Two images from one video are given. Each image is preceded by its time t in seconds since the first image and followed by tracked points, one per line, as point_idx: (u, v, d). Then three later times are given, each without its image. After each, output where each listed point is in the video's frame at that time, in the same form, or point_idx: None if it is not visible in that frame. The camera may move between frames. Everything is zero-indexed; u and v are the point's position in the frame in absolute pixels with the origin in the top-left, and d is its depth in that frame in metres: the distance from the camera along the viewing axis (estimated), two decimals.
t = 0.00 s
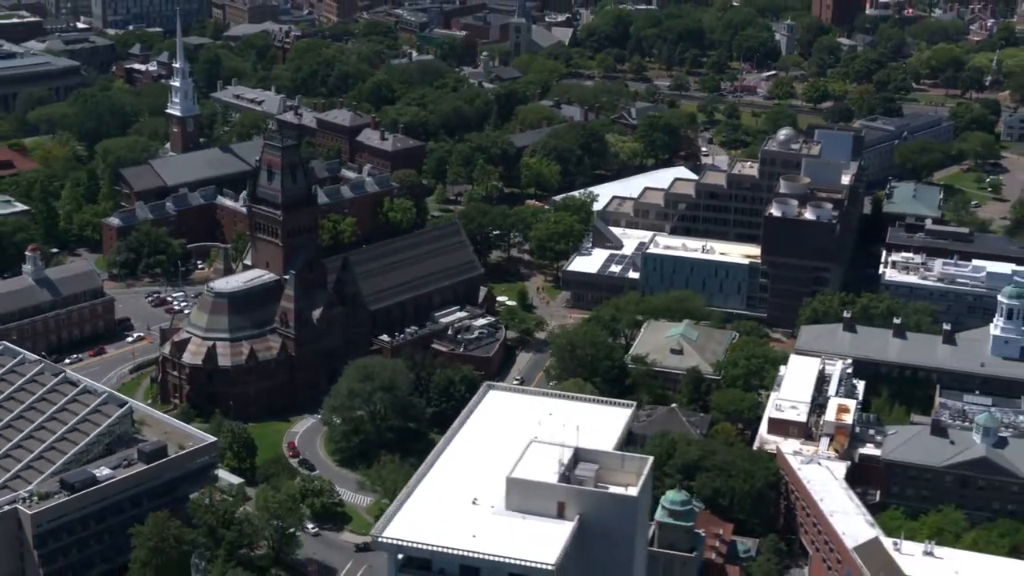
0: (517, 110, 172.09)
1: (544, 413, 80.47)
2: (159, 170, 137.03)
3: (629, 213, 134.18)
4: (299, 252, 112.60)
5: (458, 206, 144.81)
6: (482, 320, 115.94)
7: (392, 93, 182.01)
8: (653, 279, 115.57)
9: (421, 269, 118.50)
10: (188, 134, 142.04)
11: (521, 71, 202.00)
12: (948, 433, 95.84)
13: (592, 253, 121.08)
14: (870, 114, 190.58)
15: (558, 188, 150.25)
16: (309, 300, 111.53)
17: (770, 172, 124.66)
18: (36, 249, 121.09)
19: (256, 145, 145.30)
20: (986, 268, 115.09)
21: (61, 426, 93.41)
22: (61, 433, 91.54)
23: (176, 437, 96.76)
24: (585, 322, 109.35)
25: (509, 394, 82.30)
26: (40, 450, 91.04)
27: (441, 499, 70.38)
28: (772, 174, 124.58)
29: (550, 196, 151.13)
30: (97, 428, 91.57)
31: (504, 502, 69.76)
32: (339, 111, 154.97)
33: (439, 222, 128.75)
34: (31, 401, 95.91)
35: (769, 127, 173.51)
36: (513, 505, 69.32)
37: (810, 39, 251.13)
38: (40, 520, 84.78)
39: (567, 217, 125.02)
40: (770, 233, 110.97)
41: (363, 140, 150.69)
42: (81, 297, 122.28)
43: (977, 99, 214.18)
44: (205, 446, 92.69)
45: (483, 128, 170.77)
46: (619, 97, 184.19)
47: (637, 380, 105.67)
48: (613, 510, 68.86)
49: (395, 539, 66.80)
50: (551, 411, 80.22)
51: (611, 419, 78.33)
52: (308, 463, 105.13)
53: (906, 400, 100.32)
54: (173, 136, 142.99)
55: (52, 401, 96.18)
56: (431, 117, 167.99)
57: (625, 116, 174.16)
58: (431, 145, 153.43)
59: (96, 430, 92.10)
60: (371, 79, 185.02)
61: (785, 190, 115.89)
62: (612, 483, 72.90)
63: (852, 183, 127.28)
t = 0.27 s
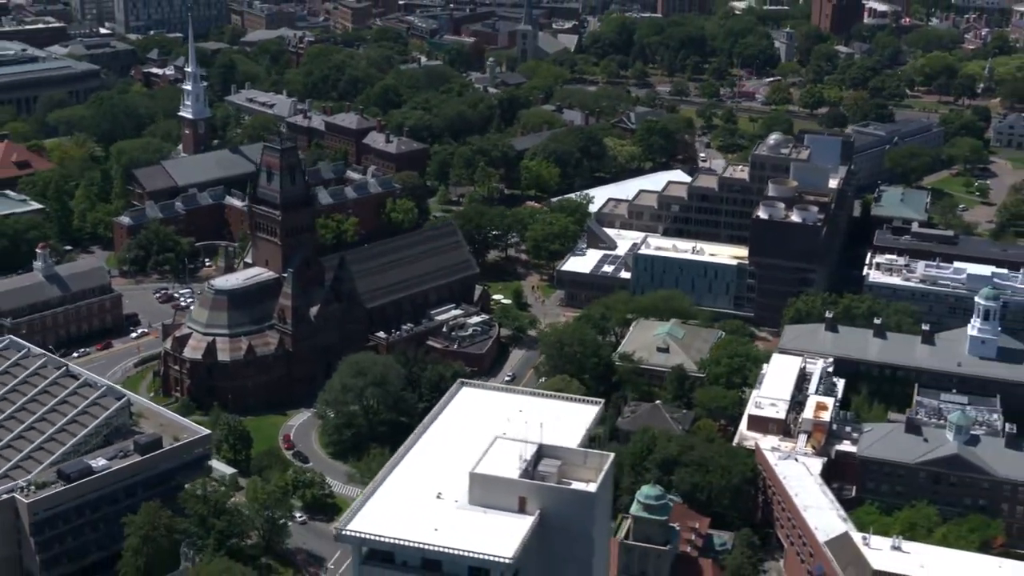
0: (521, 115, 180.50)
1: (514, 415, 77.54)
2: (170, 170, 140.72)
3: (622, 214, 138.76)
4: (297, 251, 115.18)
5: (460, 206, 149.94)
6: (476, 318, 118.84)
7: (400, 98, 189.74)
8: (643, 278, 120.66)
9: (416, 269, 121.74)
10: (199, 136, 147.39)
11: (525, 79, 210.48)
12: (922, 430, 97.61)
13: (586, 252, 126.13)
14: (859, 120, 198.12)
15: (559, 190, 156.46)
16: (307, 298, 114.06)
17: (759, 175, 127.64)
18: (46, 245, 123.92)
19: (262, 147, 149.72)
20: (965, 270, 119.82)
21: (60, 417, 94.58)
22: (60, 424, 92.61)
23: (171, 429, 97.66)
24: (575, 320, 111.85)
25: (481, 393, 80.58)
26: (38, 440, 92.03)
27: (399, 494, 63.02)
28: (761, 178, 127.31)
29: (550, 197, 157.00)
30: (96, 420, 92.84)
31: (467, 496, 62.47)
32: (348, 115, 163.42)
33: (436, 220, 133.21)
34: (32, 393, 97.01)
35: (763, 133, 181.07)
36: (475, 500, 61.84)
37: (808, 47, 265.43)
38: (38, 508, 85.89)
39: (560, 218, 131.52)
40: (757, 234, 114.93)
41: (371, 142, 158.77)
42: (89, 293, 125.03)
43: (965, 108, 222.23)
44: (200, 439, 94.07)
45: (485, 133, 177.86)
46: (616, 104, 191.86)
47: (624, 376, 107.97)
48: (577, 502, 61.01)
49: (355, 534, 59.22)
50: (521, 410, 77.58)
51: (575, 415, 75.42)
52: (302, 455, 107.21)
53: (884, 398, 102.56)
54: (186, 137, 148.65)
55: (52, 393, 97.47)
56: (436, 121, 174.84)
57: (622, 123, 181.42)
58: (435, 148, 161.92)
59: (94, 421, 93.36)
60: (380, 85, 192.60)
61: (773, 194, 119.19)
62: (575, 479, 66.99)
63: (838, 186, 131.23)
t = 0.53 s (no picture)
0: (523, 117, 186.58)
1: (489, 406, 81.15)
2: (181, 169, 144.22)
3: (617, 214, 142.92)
4: (296, 249, 117.97)
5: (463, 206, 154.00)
6: (472, 315, 121.41)
7: (407, 100, 194.82)
8: (635, 277, 123.27)
9: (415, 267, 124.47)
10: (210, 139, 151.23)
11: (532, 83, 216.04)
12: (898, 428, 99.20)
13: (582, 252, 129.04)
14: (855, 124, 202.94)
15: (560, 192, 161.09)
16: (305, 295, 116.41)
17: (749, 179, 129.87)
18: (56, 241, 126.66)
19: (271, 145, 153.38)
20: (949, 270, 122.91)
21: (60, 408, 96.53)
22: (59, 414, 94.53)
23: (166, 420, 99.51)
24: (566, 318, 114.14)
25: (455, 387, 84.22)
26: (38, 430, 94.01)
27: (373, 489, 70.90)
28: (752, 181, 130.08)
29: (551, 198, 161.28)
30: (94, 410, 94.73)
31: (432, 490, 70.38)
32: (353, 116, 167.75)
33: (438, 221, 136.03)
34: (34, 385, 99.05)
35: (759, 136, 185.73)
36: (441, 493, 69.75)
37: (808, 52, 269.47)
38: (35, 496, 87.78)
39: (557, 219, 134.88)
40: (746, 236, 117.26)
41: (375, 142, 163.13)
42: (98, 288, 127.78)
43: (960, 112, 227.16)
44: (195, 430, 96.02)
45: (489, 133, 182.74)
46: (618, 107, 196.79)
47: (612, 373, 109.60)
48: (534, 497, 68.73)
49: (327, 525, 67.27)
50: (493, 403, 81.21)
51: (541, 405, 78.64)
52: (297, 448, 109.41)
53: (865, 396, 104.26)
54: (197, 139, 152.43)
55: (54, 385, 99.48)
56: (441, 123, 179.57)
57: (623, 126, 186.16)
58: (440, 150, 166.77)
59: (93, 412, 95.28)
60: (388, 87, 197.71)
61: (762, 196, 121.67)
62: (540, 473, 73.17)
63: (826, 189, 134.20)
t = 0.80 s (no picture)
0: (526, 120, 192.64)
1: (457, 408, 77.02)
2: (191, 168, 147.71)
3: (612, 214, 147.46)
4: (295, 246, 120.44)
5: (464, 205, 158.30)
6: (466, 311, 124.65)
7: (413, 101, 199.99)
8: (627, 276, 127.94)
9: (412, 264, 127.38)
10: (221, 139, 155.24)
11: (536, 86, 221.80)
12: (876, 424, 100.62)
13: (577, 251, 133.86)
14: (848, 127, 208.14)
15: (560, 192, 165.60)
16: (304, 291, 118.50)
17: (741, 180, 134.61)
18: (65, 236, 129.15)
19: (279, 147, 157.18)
20: (932, 270, 126.74)
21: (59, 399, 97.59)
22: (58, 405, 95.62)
23: (163, 410, 100.69)
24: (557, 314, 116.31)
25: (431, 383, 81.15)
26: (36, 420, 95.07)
27: (334, 481, 63.63)
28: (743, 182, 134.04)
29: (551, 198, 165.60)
30: (93, 401, 95.86)
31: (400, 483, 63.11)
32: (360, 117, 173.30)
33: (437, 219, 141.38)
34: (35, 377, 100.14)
35: (756, 138, 189.97)
36: (407, 487, 62.47)
37: (806, 57, 273.61)
38: (34, 484, 88.68)
39: (551, 217, 139.89)
40: (735, 236, 121.48)
41: (381, 143, 168.66)
42: (106, 283, 130.31)
43: (953, 116, 232.64)
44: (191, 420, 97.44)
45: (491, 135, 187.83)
46: (617, 111, 201.99)
47: (601, 368, 111.76)
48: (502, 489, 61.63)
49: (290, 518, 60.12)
50: (459, 407, 76.89)
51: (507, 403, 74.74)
52: (292, 438, 110.59)
53: (845, 393, 106.52)
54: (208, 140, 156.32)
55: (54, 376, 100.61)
56: (446, 125, 184.44)
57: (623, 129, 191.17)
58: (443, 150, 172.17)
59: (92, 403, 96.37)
60: (396, 90, 203.11)
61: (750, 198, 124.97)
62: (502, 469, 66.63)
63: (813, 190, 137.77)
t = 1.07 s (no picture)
0: (529, 119, 196.62)
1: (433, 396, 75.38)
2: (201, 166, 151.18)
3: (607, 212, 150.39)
4: (294, 242, 122.79)
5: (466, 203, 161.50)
6: (463, 307, 127.21)
7: (421, 100, 203.75)
8: (621, 272, 131.59)
9: (410, 261, 129.81)
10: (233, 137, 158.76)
11: (542, 86, 225.88)
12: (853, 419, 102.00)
13: (573, 247, 137.91)
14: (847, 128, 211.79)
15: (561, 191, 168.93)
16: (302, 286, 120.19)
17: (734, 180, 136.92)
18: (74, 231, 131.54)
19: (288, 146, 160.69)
20: (917, 270, 129.18)
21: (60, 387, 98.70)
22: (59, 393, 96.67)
23: (161, 399, 101.19)
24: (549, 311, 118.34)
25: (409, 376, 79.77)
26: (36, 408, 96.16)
27: (305, 472, 63.13)
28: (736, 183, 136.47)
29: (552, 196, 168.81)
30: (93, 389, 96.93)
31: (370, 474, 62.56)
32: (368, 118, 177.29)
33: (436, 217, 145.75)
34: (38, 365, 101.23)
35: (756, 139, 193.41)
36: (376, 478, 61.99)
37: (807, 61, 275.33)
38: (31, 471, 89.80)
39: (548, 215, 144.59)
40: (724, 235, 125.12)
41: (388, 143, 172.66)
42: (113, 276, 132.71)
43: (952, 117, 236.23)
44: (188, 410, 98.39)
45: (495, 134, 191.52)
46: (620, 111, 205.59)
47: (589, 363, 113.78)
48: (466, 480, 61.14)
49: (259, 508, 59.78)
50: (439, 392, 75.66)
51: (479, 392, 73.11)
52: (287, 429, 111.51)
53: (827, 388, 109.01)
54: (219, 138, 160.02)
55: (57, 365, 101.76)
56: (451, 125, 188.00)
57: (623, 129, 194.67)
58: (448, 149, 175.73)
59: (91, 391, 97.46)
60: (404, 91, 206.87)
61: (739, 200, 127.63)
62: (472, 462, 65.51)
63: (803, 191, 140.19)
